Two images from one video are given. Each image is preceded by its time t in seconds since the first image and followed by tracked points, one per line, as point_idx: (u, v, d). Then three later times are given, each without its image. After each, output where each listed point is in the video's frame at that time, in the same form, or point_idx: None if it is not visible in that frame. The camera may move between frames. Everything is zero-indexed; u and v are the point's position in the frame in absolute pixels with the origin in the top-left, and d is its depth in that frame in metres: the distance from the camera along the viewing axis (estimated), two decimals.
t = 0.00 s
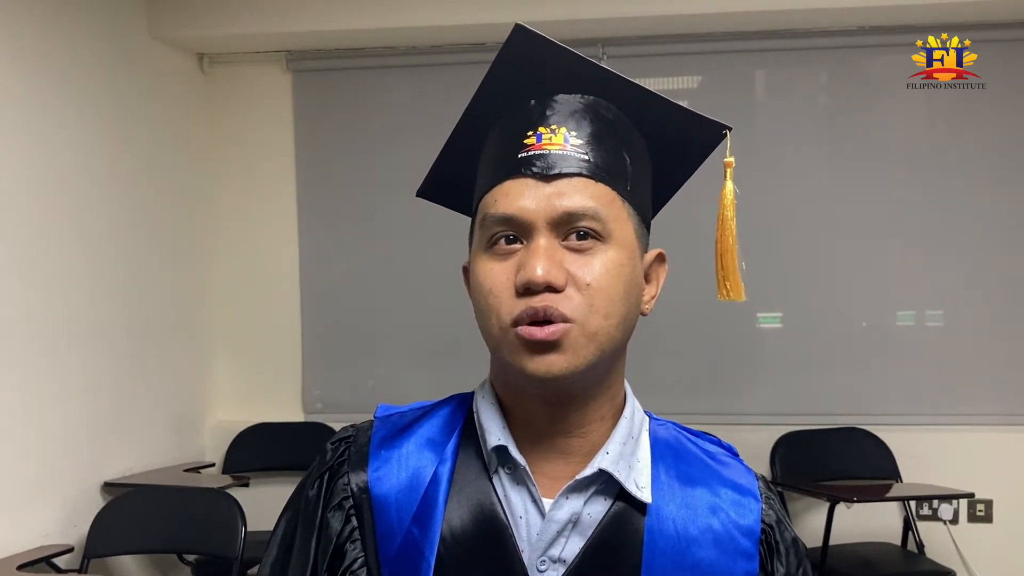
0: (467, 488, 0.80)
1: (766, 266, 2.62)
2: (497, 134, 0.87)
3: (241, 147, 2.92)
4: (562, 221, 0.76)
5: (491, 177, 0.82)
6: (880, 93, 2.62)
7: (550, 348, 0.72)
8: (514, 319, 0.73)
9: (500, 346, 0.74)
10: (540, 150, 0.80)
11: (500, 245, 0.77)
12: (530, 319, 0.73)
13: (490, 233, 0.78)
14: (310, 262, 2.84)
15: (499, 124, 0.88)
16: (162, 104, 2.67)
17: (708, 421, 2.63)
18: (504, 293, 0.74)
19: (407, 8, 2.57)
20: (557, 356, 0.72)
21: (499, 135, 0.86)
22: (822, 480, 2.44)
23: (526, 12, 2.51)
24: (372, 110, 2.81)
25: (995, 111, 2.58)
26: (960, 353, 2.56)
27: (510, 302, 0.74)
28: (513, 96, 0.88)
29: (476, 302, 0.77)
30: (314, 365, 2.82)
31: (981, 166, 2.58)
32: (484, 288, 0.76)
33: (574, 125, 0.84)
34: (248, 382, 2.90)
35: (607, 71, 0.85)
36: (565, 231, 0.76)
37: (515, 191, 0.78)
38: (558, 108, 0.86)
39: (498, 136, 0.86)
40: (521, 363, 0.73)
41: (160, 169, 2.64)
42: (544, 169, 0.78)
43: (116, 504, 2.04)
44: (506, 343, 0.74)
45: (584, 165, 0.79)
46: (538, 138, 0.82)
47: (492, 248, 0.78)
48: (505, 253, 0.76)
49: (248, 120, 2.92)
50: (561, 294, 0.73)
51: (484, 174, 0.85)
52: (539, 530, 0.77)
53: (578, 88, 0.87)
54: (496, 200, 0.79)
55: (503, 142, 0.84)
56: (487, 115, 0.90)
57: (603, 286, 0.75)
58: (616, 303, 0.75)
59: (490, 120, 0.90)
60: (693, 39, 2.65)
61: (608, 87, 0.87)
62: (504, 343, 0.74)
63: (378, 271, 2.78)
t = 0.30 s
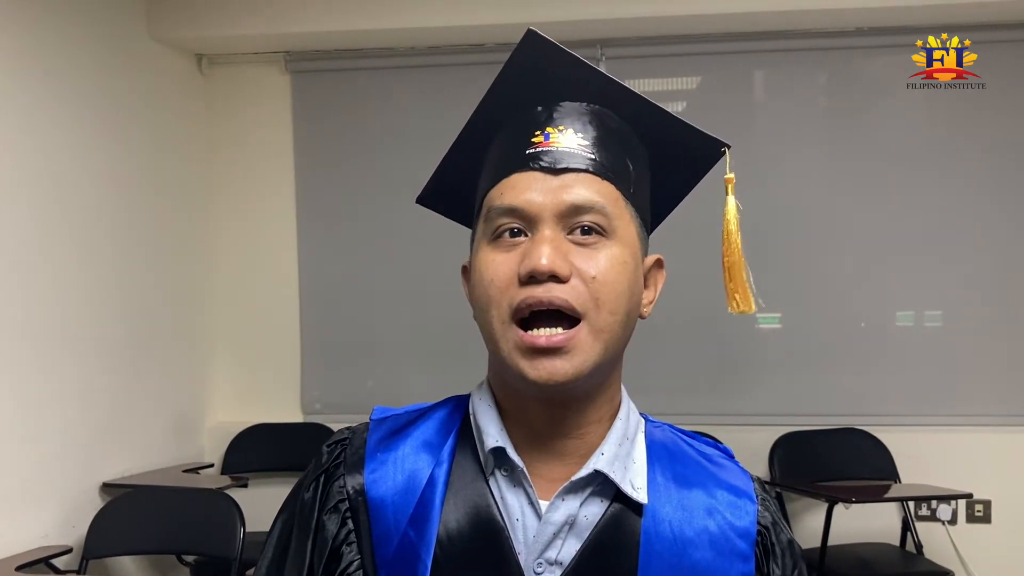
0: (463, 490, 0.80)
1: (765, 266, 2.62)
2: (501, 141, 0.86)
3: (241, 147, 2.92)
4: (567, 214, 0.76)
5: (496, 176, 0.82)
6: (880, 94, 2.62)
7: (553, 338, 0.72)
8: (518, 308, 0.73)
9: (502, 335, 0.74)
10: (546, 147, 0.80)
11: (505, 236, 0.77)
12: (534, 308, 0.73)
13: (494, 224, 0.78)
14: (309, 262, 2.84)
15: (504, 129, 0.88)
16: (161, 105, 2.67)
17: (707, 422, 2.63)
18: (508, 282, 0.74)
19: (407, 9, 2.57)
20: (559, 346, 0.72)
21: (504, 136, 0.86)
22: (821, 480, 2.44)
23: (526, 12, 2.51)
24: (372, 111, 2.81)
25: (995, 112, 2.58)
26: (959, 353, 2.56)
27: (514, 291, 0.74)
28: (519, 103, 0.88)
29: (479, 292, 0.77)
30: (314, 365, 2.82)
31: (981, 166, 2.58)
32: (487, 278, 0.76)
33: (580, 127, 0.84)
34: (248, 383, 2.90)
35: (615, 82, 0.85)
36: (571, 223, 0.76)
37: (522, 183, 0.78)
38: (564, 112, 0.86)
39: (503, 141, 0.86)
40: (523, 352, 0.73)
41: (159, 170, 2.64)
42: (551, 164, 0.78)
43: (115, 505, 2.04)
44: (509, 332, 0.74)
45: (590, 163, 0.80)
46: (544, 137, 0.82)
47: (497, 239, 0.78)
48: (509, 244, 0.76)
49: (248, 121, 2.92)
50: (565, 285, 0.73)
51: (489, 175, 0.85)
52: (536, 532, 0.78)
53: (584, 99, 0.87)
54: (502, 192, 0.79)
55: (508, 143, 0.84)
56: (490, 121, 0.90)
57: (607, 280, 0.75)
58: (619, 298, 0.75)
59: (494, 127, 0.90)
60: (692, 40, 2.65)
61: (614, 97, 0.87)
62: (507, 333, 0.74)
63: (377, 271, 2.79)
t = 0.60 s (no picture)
0: (464, 487, 0.80)
1: (765, 266, 2.62)
2: (503, 135, 0.87)
3: (241, 148, 2.92)
4: (567, 225, 0.76)
5: (496, 180, 0.82)
6: (880, 93, 2.62)
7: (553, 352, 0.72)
8: (518, 321, 0.73)
9: (503, 346, 0.74)
10: (547, 153, 0.80)
11: (505, 247, 0.77)
12: (533, 321, 0.73)
13: (494, 234, 0.78)
14: (309, 263, 2.84)
15: (505, 126, 0.88)
16: (161, 105, 2.67)
17: (707, 422, 2.63)
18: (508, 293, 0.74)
19: (408, 9, 2.57)
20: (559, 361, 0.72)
21: (505, 135, 0.86)
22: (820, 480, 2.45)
23: (527, 12, 2.51)
24: (372, 111, 2.81)
25: (995, 112, 2.58)
26: (959, 353, 2.57)
27: (514, 303, 0.74)
28: (520, 97, 0.88)
29: (480, 302, 0.77)
30: (314, 365, 2.82)
31: (981, 165, 2.58)
32: (487, 289, 0.76)
33: (580, 129, 0.84)
34: (247, 383, 2.90)
35: (617, 77, 0.85)
36: (571, 234, 0.76)
37: (522, 193, 0.78)
38: (565, 110, 0.86)
39: (504, 137, 0.86)
40: (523, 365, 0.73)
41: (159, 171, 2.64)
42: (550, 172, 0.78)
43: (116, 504, 2.04)
44: (510, 344, 0.74)
45: (590, 169, 0.80)
46: (545, 141, 0.82)
47: (497, 249, 0.77)
48: (510, 255, 0.76)
49: (247, 120, 2.92)
50: (565, 298, 0.73)
51: (489, 174, 0.85)
52: (535, 529, 0.78)
53: (586, 90, 0.87)
54: (501, 201, 0.79)
55: (509, 144, 0.84)
56: (490, 114, 0.90)
57: (607, 291, 0.75)
58: (619, 308, 0.75)
59: (494, 120, 0.90)
60: (692, 40, 2.66)
61: (616, 92, 0.87)
62: (508, 345, 0.74)
63: (377, 271, 2.79)
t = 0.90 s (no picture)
0: (462, 490, 0.80)
1: (764, 266, 2.62)
2: (495, 138, 0.87)
3: (240, 149, 2.93)
4: (558, 227, 0.76)
5: (487, 185, 0.82)
6: (880, 94, 2.62)
7: (546, 354, 0.73)
8: (511, 325, 0.73)
9: (496, 350, 0.75)
10: (536, 157, 0.80)
11: (497, 251, 0.77)
12: (526, 325, 0.73)
13: (486, 238, 0.78)
14: (309, 264, 2.84)
15: (497, 128, 0.88)
16: (161, 106, 2.67)
17: (706, 422, 2.63)
18: (501, 297, 0.75)
19: (408, 10, 2.58)
20: (553, 362, 0.73)
21: (496, 139, 0.86)
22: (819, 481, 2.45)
23: (526, 13, 2.51)
24: (372, 112, 2.81)
25: (995, 112, 2.58)
26: (959, 353, 2.57)
27: (506, 307, 0.74)
28: (511, 100, 0.88)
29: (473, 306, 0.77)
30: (314, 366, 2.82)
31: (981, 165, 2.58)
32: (480, 294, 0.76)
33: (570, 131, 0.84)
34: (247, 384, 2.90)
35: (605, 76, 0.85)
36: (561, 237, 0.76)
37: (513, 197, 0.78)
38: (555, 113, 0.86)
39: (496, 139, 0.86)
40: (517, 368, 0.73)
41: (159, 171, 2.64)
42: (541, 175, 0.78)
43: (116, 505, 2.04)
44: (503, 347, 0.74)
45: (579, 172, 0.80)
46: (535, 144, 0.82)
47: (489, 253, 0.78)
48: (501, 259, 0.77)
49: (247, 122, 2.92)
50: (557, 300, 0.73)
51: (481, 179, 0.85)
52: (533, 531, 0.78)
53: (576, 91, 0.87)
54: (493, 206, 0.79)
55: (500, 148, 0.85)
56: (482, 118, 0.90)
57: (599, 293, 0.75)
58: (612, 309, 0.76)
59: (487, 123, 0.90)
60: (692, 42, 2.66)
61: (605, 92, 0.87)
62: (501, 349, 0.74)
63: (377, 272, 2.79)
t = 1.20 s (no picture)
0: (462, 491, 0.80)
1: (764, 267, 2.63)
2: (492, 139, 0.87)
3: (240, 149, 2.93)
4: (555, 231, 0.76)
5: (485, 188, 0.82)
6: (879, 94, 2.62)
7: (544, 359, 0.73)
8: (509, 330, 0.74)
9: (494, 355, 0.75)
10: (533, 160, 0.80)
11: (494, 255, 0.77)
12: (524, 330, 0.73)
13: (484, 243, 0.78)
14: (308, 264, 2.84)
15: (495, 129, 0.88)
16: (160, 106, 2.68)
17: (706, 423, 2.63)
18: (498, 301, 0.75)
19: (409, 10, 2.58)
20: (551, 366, 0.73)
21: (494, 140, 0.87)
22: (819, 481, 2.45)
23: (527, 13, 2.51)
24: (372, 112, 2.81)
25: (995, 112, 2.58)
26: (959, 353, 2.57)
27: (504, 313, 0.74)
28: (508, 100, 0.88)
29: (471, 310, 0.78)
30: (313, 366, 2.82)
31: (981, 166, 2.58)
32: (478, 298, 0.76)
33: (567, 133, 0.84)
34: (247, 385, 2.90)
35: (603, 77, 0.85)
36: (558, 241, 0.76)
37: (510, 201, 0.78)
38: (553, 114, 0.86)
39: (495, 140, 0.86)
40: (515, 373, 0.73)
41: (158, 172, 2.64)
42: (537, 180, 0.78)
43: (115, 505, 2.04)
44: (502, 352, 0.74)
45: (577, 174, 0.80)
46: (532, 147, 0.82)
47: (486, 257, 0.78)
48: (499, 264, 0.77)
49: (246, 122, 2.92)
50: (554, 305, 0.73)
51: (479, 181, 0.85)
52: (533, 532, 0.78)
53: (574, 92, 0.88)
54: (490, 210, 0.79)
55: (497, 150, 0.85)
56: (481, 117, 0.91)
57: (597, 297, 0.75)
58: (609, 312, 0.76)
59: (486, 123, 0.90)
60: (691, 43, 2.67)
61: (602, 93, 0.87)
62: (499, 354, 0.74)
63: (377, 273, 2.79)
